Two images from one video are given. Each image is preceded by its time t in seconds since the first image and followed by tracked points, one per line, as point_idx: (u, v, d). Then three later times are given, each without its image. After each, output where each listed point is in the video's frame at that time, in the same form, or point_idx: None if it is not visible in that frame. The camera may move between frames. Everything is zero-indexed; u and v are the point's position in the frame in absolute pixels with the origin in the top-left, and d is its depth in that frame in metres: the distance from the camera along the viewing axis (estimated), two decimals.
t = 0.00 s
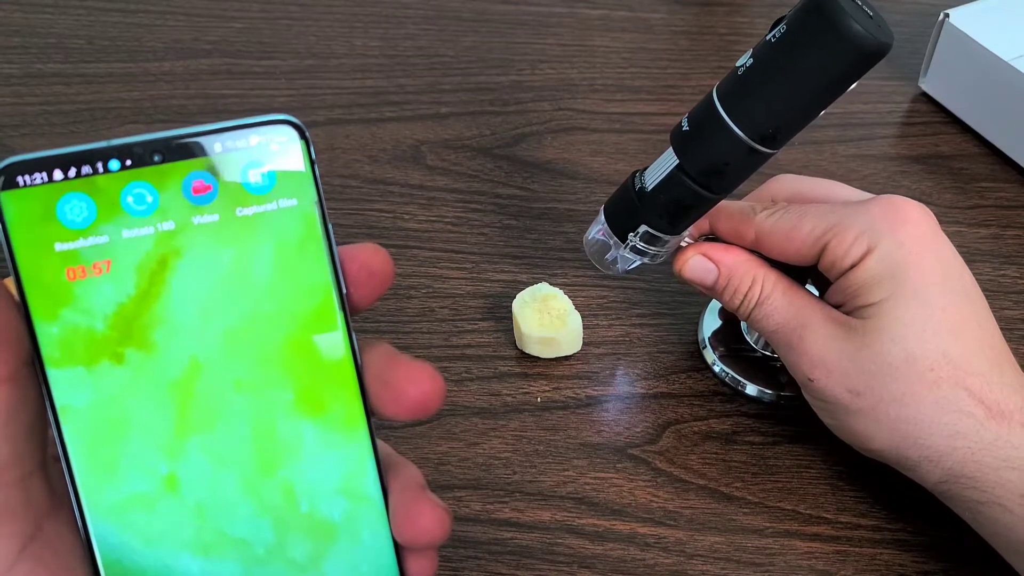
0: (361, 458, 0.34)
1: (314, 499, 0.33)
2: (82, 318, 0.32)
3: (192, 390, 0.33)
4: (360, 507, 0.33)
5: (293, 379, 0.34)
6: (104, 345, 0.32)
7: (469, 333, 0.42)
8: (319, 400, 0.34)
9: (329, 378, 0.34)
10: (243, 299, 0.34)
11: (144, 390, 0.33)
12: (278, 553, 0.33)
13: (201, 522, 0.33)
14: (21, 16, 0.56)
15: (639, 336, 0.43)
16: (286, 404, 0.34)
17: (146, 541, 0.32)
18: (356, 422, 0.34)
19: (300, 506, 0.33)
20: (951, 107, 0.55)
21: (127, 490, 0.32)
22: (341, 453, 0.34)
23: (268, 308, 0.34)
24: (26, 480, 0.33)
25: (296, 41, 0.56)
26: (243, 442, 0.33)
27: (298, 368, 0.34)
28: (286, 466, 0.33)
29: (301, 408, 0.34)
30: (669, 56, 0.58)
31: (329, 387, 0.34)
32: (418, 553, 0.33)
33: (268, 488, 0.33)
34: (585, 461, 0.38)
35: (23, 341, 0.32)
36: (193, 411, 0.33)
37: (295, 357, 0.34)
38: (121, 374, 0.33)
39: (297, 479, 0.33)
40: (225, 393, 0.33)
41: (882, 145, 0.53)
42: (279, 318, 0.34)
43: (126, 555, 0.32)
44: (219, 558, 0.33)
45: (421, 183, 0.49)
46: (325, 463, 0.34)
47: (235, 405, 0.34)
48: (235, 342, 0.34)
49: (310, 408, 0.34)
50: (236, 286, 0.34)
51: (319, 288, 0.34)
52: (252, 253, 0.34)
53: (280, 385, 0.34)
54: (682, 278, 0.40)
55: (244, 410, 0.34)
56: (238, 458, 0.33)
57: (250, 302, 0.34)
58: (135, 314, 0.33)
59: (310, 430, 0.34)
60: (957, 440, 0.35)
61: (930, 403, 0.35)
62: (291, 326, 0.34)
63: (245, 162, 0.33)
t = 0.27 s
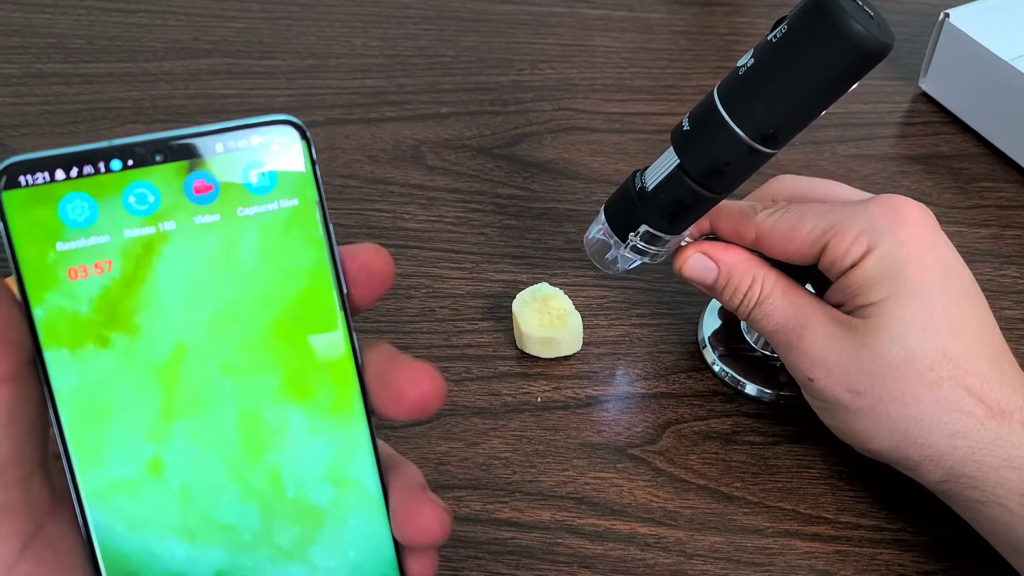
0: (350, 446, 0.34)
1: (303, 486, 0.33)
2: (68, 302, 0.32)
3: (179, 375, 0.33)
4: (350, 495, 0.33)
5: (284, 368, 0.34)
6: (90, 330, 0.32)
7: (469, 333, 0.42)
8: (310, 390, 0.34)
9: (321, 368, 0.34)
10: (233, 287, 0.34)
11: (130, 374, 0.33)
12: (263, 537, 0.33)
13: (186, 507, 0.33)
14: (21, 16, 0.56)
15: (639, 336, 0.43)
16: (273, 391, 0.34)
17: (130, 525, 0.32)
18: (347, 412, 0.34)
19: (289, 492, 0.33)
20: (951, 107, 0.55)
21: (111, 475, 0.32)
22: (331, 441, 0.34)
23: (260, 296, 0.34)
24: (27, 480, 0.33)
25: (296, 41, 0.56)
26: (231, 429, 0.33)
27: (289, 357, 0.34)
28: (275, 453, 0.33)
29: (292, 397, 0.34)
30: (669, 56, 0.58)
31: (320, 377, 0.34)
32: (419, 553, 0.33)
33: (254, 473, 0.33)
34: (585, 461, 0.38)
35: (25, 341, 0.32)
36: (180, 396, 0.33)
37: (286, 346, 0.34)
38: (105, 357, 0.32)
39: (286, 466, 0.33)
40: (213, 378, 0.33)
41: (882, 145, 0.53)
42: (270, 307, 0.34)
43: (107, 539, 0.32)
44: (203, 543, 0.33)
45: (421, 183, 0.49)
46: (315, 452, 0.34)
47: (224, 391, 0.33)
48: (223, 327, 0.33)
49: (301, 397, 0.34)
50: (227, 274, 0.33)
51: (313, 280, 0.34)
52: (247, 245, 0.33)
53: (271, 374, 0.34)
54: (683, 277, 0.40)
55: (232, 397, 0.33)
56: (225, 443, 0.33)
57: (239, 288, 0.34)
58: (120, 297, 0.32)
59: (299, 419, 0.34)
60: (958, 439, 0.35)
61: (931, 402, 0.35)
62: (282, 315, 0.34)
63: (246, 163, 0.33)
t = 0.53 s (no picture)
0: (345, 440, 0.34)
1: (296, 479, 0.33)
2: (60, 290, 0.32)
3: (173, 365, 0.33)
4: (344, 489, 0.33)
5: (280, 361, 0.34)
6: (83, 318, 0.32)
7: (469, 333, 0.42)
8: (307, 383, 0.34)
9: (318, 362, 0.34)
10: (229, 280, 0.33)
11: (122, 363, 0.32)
12: (255, 528, 0.33)
13: (177, 497, 0.33)
14: (21, 16, 0.56)
15: (639, 336, 0.43)
16: (269, 384, 0.34)
17: (120, 514, 0.32)
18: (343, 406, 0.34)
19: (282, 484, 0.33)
20: (951, 107, 0.55)
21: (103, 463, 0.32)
22: (327, 435, 0.34)
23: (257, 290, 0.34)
24: (31, 480, 0.33)
25: (296, 41, 0.56)
26: (225, 420, 0.33)
27: (285, 350, 0.34)
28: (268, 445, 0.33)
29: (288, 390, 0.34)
30: (669, 56, 0.58)
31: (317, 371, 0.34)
32: (420, 553, 0.33)
33: (248, 465, 0.33)
34: (585, 461, 0.38)
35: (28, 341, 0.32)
36: (174, 385, 0.33)
37: (283, 340, 0.34)
38: (98, 346, 0.32)
39: (280, 458, 0.33)
40: (208, 369, 0.33)
41: (882, 145, 0.53)
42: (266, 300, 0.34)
43: (97, 528, 0.31)
44: (194, 534, 0.33)
45: (421, 183, 0.49)
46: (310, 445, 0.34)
47: (218, 382, 0.33)
48: (219, 319, 0.33)
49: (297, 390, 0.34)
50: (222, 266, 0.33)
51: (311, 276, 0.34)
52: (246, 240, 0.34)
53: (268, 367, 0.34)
54: (683, 276, 0.40)
55: (226, 388, 0.33)
56: (218, 434, 0.33)
57: (235, 280, 0.34)
58: (113, 285, 0.32)
59: (295, 412, 0.34)
60: (959, 437, 0.36)
61: (932, 400, 0.35)
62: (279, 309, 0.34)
63: (249, 163, 0.33)
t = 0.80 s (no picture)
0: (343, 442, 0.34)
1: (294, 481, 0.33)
2: (58, 292, 0.32)
3: (171, 368, 0.33)
4: (341, 490, 0.33)
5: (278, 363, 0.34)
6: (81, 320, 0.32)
7: (468, 333, 0.42)
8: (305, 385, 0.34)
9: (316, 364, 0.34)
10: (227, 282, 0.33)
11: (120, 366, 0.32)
12: (253, 530, 0.33)
13: (175, 499, 0.33)
14: (21, 16, 0.56)
15: (639, 336, 0.43)
16: (266, 386, 0.34)
17: (117, 517, 0.32)
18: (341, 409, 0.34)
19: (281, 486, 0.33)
20: (951, 107, 0.55)
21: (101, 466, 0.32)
22: (324, 436, 0.34)
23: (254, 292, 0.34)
24: (29, 478, 0.33)
25: (296, 42, 0.56)
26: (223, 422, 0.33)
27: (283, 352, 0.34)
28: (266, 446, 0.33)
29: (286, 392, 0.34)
30: (669, 56, 0.58)
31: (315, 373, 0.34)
32: (418, 551, 0.33)
33: (246, 467, 0.33)
34: (585, 461, 0.38)
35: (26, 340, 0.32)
36: (171, 388, 0.33)
37: (281, 343, 0.34)
38: (96, 349, 0.32)
39: (278, 460, 0.33)
40: (205, 372, 0.33)
41: (882, 145, 0.53)
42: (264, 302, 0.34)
43: (95, 531, 0.31)
44: (192, 536, 0.33)
45: (421, 183, 0.49)
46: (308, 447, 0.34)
47: (215, 384, 0.33)
48: (216, 321, 0.33)
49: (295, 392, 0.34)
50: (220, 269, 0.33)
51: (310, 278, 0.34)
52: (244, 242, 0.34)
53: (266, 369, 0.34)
54: (680, 275, 0.40)
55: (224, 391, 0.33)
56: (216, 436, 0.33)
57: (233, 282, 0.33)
58: (111, 287, 0.32)
59: (293, 414, 0.34)
60: (964, 426, 0.36)
61: (938, 390, 0.36)
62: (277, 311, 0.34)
63: (245, 162, 0.33)
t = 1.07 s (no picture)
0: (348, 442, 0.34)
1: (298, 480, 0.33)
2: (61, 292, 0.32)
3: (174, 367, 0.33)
4: (342, 492, 0.33)
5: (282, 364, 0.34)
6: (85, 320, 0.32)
7: (468, 333, 0.42)
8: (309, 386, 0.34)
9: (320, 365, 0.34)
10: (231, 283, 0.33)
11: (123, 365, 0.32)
12: (253, 532, 0.33)
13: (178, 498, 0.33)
14: (21, 16, 0.56)
15: (639, 336, 0.43)
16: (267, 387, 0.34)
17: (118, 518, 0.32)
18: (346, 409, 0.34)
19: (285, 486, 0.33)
20: (951, 107, 0.55)
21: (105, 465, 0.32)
22: (325, 438, 0.34)
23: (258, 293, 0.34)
24: (28, 477, 0.33)
25: (296, 42, 0.56)
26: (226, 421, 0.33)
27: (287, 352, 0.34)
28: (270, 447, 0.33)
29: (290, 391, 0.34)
30: (669, 56, 0.58)
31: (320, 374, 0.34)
32: (416, 550, 0.33)
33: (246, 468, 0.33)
34: (585, 461, 0.38)
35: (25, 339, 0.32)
36: (174, 388, 0.33)
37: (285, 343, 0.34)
38: (97, 350, 0.32)
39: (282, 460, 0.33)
40: (209, 372, 0.33)
41: (882, 145, 0.53)
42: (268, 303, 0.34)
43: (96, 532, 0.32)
44: (193, 538, 0.33)
45: (421, 183, 0.49)
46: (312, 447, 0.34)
47: (219, 384, 0.33)
48: (218, 323, 0.33)
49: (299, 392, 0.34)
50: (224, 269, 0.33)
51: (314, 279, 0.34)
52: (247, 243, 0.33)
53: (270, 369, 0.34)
54: (677, 273, 0.40)
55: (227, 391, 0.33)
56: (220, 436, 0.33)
57: (237, 282, 0.33)
58: (112, 288, 0.32)
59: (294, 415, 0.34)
60: (967, 413, 0.36)
61: (940, 379, 0.36)
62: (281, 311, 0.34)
63: (244, 162, 0.33)
